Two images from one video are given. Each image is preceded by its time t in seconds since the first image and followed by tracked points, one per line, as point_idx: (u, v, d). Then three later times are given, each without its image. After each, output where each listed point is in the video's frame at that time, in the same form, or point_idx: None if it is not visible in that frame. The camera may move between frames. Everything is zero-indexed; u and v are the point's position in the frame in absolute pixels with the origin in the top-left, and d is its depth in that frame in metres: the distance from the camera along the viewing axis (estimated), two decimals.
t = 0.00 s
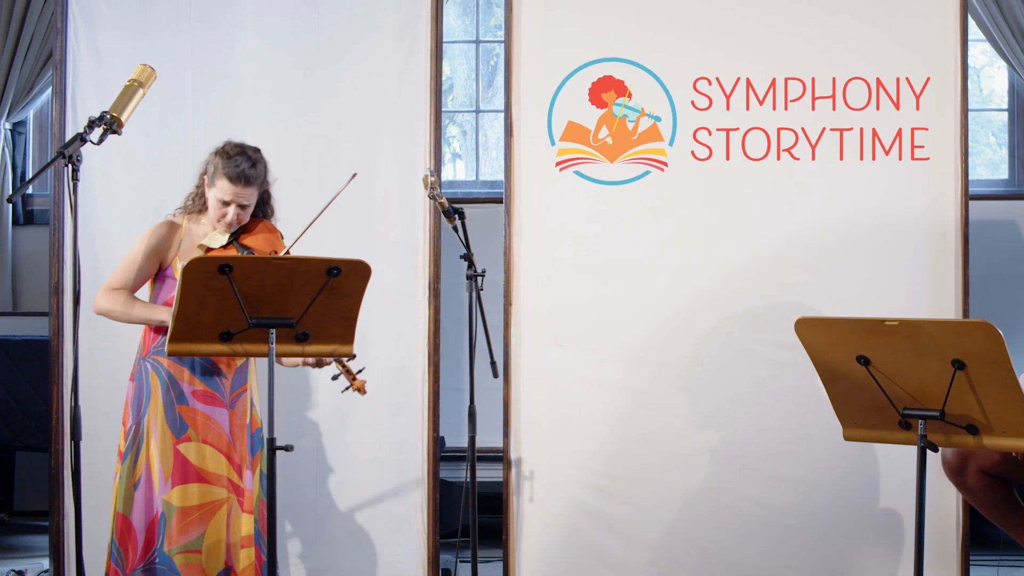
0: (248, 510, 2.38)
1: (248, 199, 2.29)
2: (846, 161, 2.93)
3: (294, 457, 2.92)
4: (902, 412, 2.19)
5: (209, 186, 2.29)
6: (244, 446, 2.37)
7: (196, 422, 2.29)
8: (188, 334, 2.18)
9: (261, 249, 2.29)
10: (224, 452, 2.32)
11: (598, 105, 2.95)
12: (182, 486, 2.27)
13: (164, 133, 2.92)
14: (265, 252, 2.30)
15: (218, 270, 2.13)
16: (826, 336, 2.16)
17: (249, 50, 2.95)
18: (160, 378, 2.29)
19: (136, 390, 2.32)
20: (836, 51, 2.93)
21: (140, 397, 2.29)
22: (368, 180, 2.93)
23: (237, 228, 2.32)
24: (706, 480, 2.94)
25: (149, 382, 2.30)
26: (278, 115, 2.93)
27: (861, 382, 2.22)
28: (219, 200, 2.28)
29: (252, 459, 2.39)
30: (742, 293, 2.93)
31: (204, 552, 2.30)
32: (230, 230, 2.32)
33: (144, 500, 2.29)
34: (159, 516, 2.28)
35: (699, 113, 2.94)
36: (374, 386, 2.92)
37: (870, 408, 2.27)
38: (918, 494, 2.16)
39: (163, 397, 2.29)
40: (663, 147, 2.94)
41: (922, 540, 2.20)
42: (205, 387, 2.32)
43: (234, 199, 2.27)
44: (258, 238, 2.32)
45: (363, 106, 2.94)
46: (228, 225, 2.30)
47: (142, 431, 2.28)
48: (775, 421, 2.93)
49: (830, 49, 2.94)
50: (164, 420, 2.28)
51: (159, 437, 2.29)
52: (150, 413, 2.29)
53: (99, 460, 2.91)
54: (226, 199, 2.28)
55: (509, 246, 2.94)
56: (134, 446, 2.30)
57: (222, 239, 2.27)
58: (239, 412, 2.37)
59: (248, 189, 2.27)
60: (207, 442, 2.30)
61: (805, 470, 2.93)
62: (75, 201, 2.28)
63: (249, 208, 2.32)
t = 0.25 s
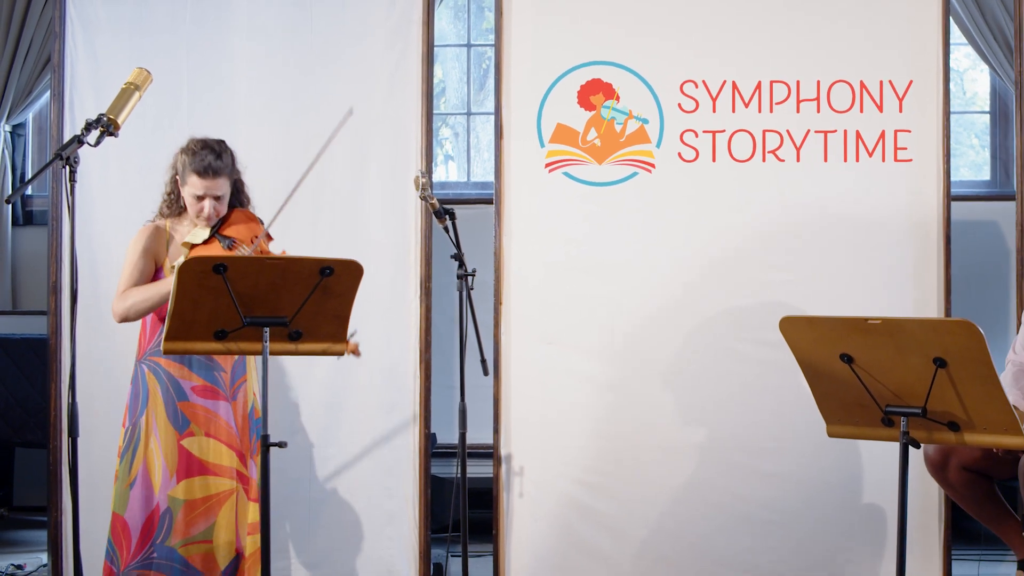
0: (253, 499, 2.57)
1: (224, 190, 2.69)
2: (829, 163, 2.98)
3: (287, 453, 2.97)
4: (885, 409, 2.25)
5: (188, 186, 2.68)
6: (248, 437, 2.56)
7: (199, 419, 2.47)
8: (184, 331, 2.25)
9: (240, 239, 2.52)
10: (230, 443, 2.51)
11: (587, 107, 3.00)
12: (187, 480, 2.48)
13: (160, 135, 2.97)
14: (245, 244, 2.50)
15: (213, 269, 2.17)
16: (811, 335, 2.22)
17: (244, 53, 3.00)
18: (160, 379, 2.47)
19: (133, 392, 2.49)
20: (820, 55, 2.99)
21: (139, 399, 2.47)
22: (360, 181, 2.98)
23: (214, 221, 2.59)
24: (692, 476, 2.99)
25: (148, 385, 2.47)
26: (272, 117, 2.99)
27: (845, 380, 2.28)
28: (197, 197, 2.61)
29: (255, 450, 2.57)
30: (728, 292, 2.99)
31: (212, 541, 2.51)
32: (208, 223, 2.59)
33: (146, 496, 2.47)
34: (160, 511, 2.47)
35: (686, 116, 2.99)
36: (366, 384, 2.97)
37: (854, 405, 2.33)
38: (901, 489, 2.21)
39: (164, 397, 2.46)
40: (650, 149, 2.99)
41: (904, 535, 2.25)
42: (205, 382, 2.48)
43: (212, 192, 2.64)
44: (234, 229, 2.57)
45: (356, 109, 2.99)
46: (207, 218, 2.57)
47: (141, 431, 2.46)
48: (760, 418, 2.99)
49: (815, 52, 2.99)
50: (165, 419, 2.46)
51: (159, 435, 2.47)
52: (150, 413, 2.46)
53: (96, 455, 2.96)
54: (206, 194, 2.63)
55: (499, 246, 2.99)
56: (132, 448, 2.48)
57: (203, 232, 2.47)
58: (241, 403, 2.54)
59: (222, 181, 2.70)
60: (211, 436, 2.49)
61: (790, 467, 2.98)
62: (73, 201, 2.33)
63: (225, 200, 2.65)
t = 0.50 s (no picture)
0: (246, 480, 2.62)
1: (213, 159, 2.66)
2: (813, 164, 3.04)
3: (281, 449, 3.02)
4: (868, 406, 2.31)
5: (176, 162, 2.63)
6: (239, 418, 2.61)
7: (193, 399, 2.53)
8: (178, 330, 2.29)
9: (227, 208, 2.51)
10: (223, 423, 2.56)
11: (575, 110, 3.05)
12: (185, 459, 2.51)
13: (156, 137, 3.03)
14: (234, 210, 2.50)
15: (208, 268, 2.22)
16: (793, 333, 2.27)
17: (238, 56, 3.05)
18: (152, 365, 2.52)
19: (126, 381, 2.54)
20: (805, 58, 3.04)
21: (132, 386, 2.52)
22: (353, 182, 3.03)
23: (206, 191, 2.62)
24: (679, 472, 3.04)
25: (140, 371, 2.51)
26: (266, 119, 3.04)
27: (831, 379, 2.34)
28: (187, 168, 2.61)
29: (247, 431, 2.62)
30: (714, 291, 3.04)
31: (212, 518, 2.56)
32: (201, 195, 2.61)
33: (146, 479, 2.51)
34: (160, 493, 2.51)
35: (673, 118, 3.04)
36: (358, 381, 3.02)
37: (836, 403, 2.39)
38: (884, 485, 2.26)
39: (157, 382, 2.52)
40: (637, 150, 3.04)
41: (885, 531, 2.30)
42: (197, 363, 2.54)
43: (200, 162, 2.62)
44: (223, 201, 2.54)
45: (348, 111, 3.04)
46: (200, 188, 2.60)
47: (136, 417, 2.51)
48: (746, 415, 3.04)
49: (799, 56, 3.04)
50: (159, 402, 2.52)
51: (154, 419, 2.52)
52: (143, 399, 2.51)
53: (93, 451, 3.01)
54: (194, 165, 2.62)
55: (489, 246, 3.05)
56: (130, 432, 2.52)
57: (192, 211, 2.51)
58: (232, 384, 2.60)
59: (210, 150, 2.65)
60: (206, 416, 2.54)
61: (775, 463, 3.03)
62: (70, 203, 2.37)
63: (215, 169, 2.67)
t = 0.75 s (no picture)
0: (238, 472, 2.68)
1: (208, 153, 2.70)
2: (798, 165, 3.08)
3: (274, 446, 3.07)
4: (850, 404, 2.35)
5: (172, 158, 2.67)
6: (231, 411, 2.68)
7: (187, 392, 2.59)
8: (173, 328, 2.33)
9: (217, 202, 2.57)
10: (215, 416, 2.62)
11: (563, 112, 3.10)
12: (181, 452, 2.57)
13: (151, 138, 3.08)
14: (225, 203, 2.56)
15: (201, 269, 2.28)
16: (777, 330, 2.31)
17: (232, 59, 3.10)
18: (146, 361, 2.57)
19: (120, 377, 2.60)
20: (790, 61, 3.09)
21: (127, 382, 2.57)
22: (345, 183, 3.08)
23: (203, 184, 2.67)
24: (666, 469, 3.09)
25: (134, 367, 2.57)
26: (260, 121, 3.09)
27: (814, 376, 2.38)
28: (185, 161, 2.64)
29: (239, 424, 2.70)
30: (700, 290, 3.09)
31: (202, 511, 2.58)
32: (198, 188, 2.65)
33: (144, 472, 2.57)
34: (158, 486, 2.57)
35: (659, 120, 3.09)
36: (350, 379, 3.08)
37: (819, 399, 2.43)
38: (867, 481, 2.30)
39: (152, 376, 2.57)
40: (624, 152, 3.09)
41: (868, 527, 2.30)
42: (190, 358, 2.60)
43: (197, 155, 2.66)
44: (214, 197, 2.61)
45: (340, 113, 3.09)
46: (198, 180, 2.65)
47: (131, 412, 2.56)
48: (732, 413, 3.08)
49: (784, 59, 3.09)
50: (154, 396, 2.57)
51: (149, 413, 2.57)
52: (138, 394, 2.56)
53: (89, 448, 3.06)
54: (190, 159, 2.66)
55: (479, 246, 3.09)
56: (126, 427, 2.58)
57: (186, 206, 2.56)
58: (223, 377, 2.66)
59: (205, 143, 2.70)
60: (199, 408, 2.60)
61: (760, 459, 3.08)
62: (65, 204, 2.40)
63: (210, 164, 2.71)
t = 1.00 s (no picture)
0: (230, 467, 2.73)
1: (199, 154, 2.74)
2: (782, 166, 3.13)
3: (266, 442, 3.12)
4: (834, 401, 2.41)
5: (163, 159, 2.71)
6: (223, 407, 2.72)
7: (179, 389, 2.63)
8: (165, 327, 2.37)
9: (207, 201, 2.61)
10: (208, 412, 2.66)
11: (551, 114, 3.15)
12: (175, 448, 2.61)
13: (145, 140, 3.13)
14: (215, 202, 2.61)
15: (195, 268, 2.29)
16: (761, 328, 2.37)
17: (225, 63, 3.15)
18: (139, 358, 2.62)
19: (115, 375, 2.64)
20: (774, 64, 3.14)
21: (121, 379, 2.62)
22: (336, 184, 3.13)
23: (195, 184, 2.70)
24: (652, 465, 3.14)
25: (128, 365, 2.62)
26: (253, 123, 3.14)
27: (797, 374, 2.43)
28: (175, 162, 2.68)
29: (231, 421, 2.74)
30: (686, 290, 3.14)
31: (197, 506, 2.63)
32: (190, 189, 2.69)
33: (138, 468, 2.61)
34: (153, 481, 2.61)
35: (646, 122, 3.14)
36: (342, 377, 3.12)
37: (803, 397, 2.49)
38: (850, 475, 2.35)
39: (145, 373, 2.62)
40: (611, 153, 3.14)
41: (849, 521, 2.38)
42: (182, 355, 2.64)
43: (188, 156, 2.69)
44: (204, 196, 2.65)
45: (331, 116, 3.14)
46: (189, 180, 2.68)
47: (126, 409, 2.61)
48: (717, 410, 3.13)
49: (769, 61, 3.14)
50: (148, 393, 2.62)
51: (143, 410, 2.61)
52: (133, 391, 2.61)
53: (84, 444, 3.11)
54: (181, 160, 2.69)
55: (468, 246, 3.14)
56: (120, 424, 2.62)
57: (178, 206, 2.61)
58: (216, 375, 2.70)
59: (196, 145, 2.73)
60: (192, 405, 2.64)
61: (745, 455, 3.13)
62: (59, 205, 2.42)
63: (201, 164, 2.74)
